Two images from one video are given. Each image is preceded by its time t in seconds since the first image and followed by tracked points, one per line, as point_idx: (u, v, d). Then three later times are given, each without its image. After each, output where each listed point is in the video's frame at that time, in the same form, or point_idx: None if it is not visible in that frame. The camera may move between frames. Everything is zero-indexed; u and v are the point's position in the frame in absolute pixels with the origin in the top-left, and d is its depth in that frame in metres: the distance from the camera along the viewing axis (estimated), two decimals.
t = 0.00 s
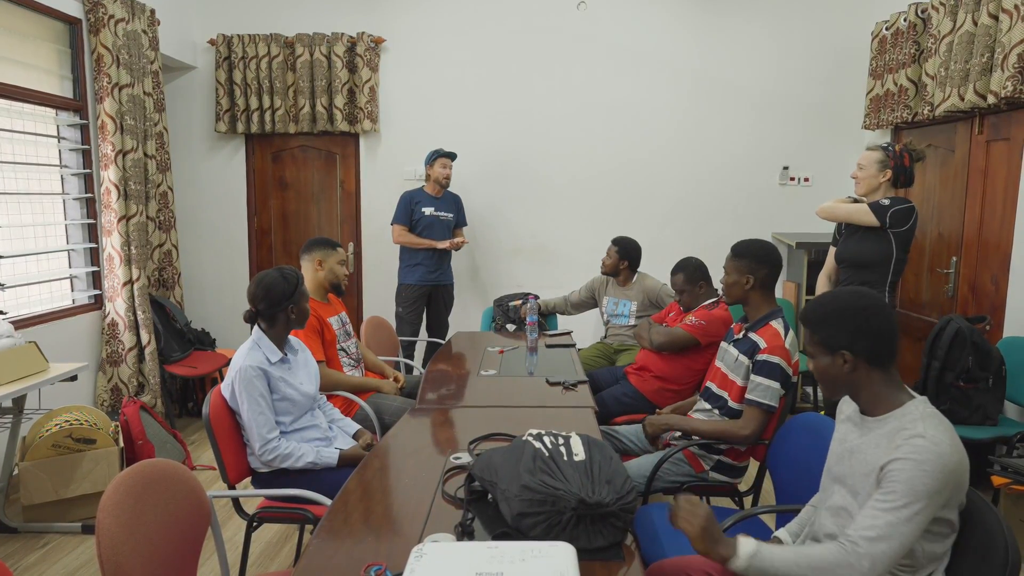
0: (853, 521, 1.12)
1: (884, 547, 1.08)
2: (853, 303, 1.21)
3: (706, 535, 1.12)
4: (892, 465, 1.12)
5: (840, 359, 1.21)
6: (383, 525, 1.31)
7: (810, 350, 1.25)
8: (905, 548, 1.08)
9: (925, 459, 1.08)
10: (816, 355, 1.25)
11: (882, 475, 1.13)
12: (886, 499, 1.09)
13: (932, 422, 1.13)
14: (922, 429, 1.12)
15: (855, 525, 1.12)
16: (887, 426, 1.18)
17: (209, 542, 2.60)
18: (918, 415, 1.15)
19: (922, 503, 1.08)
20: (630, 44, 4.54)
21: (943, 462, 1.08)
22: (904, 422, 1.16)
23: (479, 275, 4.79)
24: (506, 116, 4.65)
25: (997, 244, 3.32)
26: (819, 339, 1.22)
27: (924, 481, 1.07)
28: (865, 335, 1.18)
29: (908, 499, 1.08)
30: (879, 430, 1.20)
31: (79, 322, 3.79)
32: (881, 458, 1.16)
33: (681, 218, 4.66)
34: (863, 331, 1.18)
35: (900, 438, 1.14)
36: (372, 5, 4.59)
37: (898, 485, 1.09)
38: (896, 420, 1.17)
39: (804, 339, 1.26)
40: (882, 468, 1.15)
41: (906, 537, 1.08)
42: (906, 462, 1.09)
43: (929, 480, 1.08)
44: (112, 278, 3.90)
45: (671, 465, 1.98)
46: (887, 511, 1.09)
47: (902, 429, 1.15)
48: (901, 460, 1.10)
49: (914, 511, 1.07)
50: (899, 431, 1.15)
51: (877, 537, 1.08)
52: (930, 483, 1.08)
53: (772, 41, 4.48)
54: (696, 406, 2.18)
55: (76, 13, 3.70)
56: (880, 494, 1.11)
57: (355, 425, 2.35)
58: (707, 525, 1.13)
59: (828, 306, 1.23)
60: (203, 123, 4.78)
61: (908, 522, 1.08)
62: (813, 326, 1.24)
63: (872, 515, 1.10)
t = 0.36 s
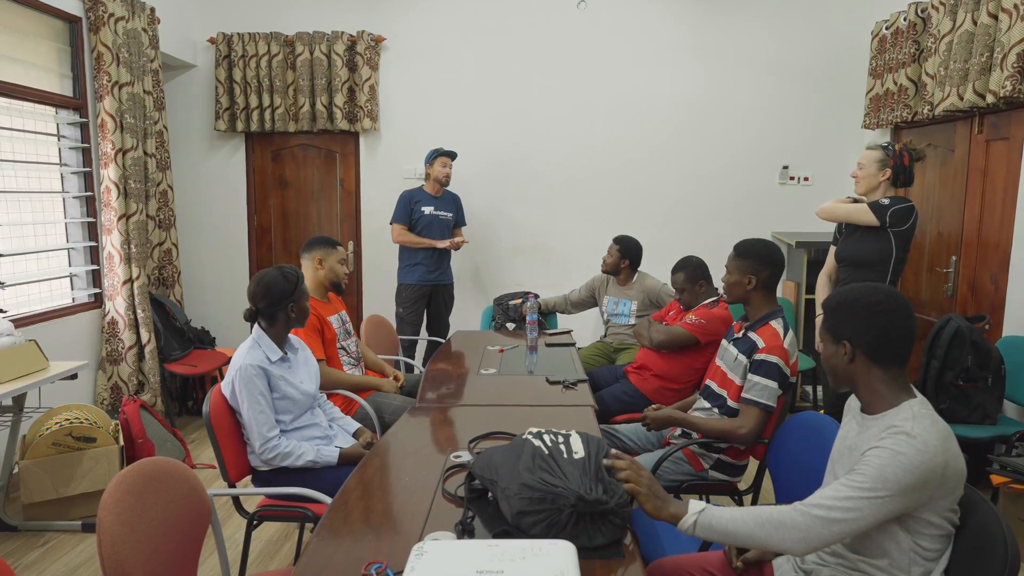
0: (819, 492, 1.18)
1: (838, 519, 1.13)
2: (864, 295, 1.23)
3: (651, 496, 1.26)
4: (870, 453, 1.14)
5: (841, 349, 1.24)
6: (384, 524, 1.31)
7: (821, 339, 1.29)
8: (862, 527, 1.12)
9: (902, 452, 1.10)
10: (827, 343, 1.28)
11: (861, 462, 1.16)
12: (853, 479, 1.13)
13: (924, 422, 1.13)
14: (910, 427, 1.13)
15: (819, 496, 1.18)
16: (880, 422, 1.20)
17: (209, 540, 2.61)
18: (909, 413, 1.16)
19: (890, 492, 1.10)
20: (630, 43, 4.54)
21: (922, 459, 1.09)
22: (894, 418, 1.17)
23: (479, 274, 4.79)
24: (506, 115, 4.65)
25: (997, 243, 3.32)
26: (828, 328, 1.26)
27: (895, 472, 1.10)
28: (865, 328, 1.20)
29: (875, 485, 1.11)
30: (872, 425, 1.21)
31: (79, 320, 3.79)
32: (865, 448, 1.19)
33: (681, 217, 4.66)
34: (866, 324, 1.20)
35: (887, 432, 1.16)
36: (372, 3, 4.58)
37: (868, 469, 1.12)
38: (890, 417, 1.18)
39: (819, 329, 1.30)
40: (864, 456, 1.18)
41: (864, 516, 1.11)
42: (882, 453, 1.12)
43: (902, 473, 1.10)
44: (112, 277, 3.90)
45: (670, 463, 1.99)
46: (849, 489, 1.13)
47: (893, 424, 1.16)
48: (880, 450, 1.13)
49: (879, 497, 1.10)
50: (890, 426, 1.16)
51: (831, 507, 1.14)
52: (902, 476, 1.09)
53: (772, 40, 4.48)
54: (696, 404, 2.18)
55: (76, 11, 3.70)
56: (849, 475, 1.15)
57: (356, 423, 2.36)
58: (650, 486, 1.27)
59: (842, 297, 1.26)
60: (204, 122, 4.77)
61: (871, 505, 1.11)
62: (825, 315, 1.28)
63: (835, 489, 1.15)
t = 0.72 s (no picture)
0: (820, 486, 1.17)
1: (838, 514, 1.12)
2: (877, 291, 1.21)
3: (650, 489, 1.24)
4: (874, 450, 1.14)
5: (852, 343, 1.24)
6: (384, 523, 1.31)
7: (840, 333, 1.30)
8: (862, 523, 1.11)
9: (906, 451, 1.10)
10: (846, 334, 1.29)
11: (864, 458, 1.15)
12: (855, 475, 1.13)
13: (930, 422, 1.13)
14: (915, 426, 1.12)
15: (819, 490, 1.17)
16: (886, 421, 1.19)
17: (209, 539, 2.61)
18: (915, 412, 1.15)
19: (892, 490, 1.09)
20: (630, 42, 4.53)
21: (924, 458, 1.09)
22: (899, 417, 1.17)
23: (479, 272, 4.79)
24: (506, 114, 4.64)
25: (997, 242, 3.32)
26: (844, 320, 1.26)
27: (898, 469, 1.09)
28: (869, 322, 1.20)
29: (877, 482, 1.10)
30: (878, 424, 1.21)
31: (79, 319, 3.79)
32: (869, 446, 1.19)
33: (681, 215, 4.66)
34: (871, 317, 1.20)
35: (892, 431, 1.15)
36: (371, 2, 4.58)
37: (871, 466, 1.12)
38: (896, 416, 1.18)
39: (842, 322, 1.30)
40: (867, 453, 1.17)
41: (864, 513, 1.11)
42: (886, 450, 1.12)
43: (904, 471, 1.09)
44: (112, 275, 3.90)
45: (670, 462, 1.99)
46: (851, 485, 1.12)
47: (898, 422, 1.16)
48: (883, 448, 1.12)
49: (881, 493, 1.10)
50: (895, 424, 1.16)
51: (832, 502, 1.13)
52: (904, 475, 1.09)
53: (772, 39, 4.48)
54: (695, 403, 2.18)
55: (75, 10, 3.70)
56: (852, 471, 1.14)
57: (356, 422, 2.36)
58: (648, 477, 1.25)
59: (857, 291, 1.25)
60: (204, 121, 4.77)
61: (872, 501, 1.10)
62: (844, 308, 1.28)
63: (837, 483, 1.14)
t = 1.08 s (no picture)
0: (832, 489, 1.17)
1: (851, 517, 1.12)
2: (904, 289, 1.21)
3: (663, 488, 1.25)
4: (888, 453, 1.14)
5: (881, 343, 1.22)
6: (383, 522, 1.31)
7: (855, 333, 1.27)
8: (875, 527, 1.11)
9: (920, 454, 1.10)
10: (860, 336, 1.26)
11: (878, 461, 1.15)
12: (869, 478, 1.13)
13: (946, 426, 1.13)
14: (932, 429, 1.12)
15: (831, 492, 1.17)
16: (900, 423, 1.19)
17: (209, 538, 2.61)
18: (930, 414, 1.15)
19: (905, 494, 1.09)
20: (630, 41, 4.53)
21: (939, 461, 1.09)
22: (914, 419, 1.17)
23: (478, 272, 4.79)
24: (506, 113, 4.64)
25: (996, 241, 3.33)
26: (865, 320, 1.24)
27: (913, 473, 1.09)
28: (901, 319, 1.19)
29: (891, 485, 1.10)
30: (891, 426, 1.21)
31: (78, 318, 3.79)
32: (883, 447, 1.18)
33: (680, 215, 4.66)
34: (905, 316, 1.19)
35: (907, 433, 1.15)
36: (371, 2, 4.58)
37: (884, 470, 1.12)
38: (912, 417, 1.17)
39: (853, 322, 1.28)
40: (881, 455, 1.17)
41: (878, 516, 1.11)
42: (900, 453, 1.12)
43: (918, 474, 1.09)
44: (112, 275, 3.90)
45: (670, 462, 1.98)
46: (864, 488, 1.12)
47: (913, 425, 1.16)
48: (898, 451, 1.12)
49: (895, 497, 1.10)
50: (910, 427, 1.16)
51: (846, 506, 1.13)
52: (919, 478, 1.09)
53: (772, 38, 4.48)
54: (695, 402, 2.18)
55: (75, 9, 3.70)
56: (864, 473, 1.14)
57: (356, 421, 2.36)
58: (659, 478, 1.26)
59: (878, 289, 1.24)
60: (203, 120, 4.77)
61: (884, 505, 1.10)
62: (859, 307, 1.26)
63: (850, 487, 1.14)
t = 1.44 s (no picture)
0: (848, 505, 1.15)
1: (873, 537, 1.10)
2: (923, 292, 1.18)
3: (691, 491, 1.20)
4: (900, 464, 1.12)
5: (904, 348, 1.18)
6: (383, 521, 1.31)
7: (867, 337, 1.20)
8: (895, 542, 1.10)
9: (935, 464, 1.09)
10: (871, 347, 1.20)
11: (891, 472, 1.13)
12: (886, 494, 1.11)
13: (952, 429, 1.12)
14: (941, 435, 1.12)
15: (848, 509, 1.15)
16: (904, 427, 1.18)
17: (209, 538, 2.61)
18: (938, 419, 1.15)
19: (923, 506, 1.08)
20: (630, 40, 4.53)
21: (953, 470, 1.08)
22: (920, 425, 1.16)
23: (477, 271, 4.79)
24: (506, 112, 4.64)
25: (995, 240, 3.33)
26: (882, 328, 1.18)
27: (929, 485, 1.08)
28: (921, 317, 1.16)
29: (909, 500, 1.08)
30: (894, 430, 1.20)
31: (78, 318, 3.79)
32: (892, 454, 1.17)
33: (680, 214, 4.66)
34: (923, 314, 1.16)
35: (916, 441, 1.14)
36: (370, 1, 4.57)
37: (901, 483, 1.10)
38: (917, 420, 1.17)
39: (861, 326, 1.21)
40: (892, 464, 1.15)
41: (898, 533, 1.09)
42: (914, 464, 1.10)
43: (934, 485, 1.08)
44: (111, 274, 3.89)
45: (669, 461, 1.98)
46: (883, 504, 1.10)
47: (921, 430, 1.15)
48: (912, 462, 1.11)
49: (914, 512, 1.08)
50: (918, 432, 1.15)
51: (866, 525, 1.10)
52: (935, 489, 1.08)
53: (771, 38, 4.48)
54: (694, 402, 2.19)
55: (74, 9, 3.70)
56: (880, 487, 1.12)
57: (355, 421, 2.36)
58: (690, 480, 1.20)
59: (898, 292, 1.18)
60: (202, 119, 4.77)
61: (905, 520, 1.09)
62: (874, 310, 1.19)
63: (867, 505, 1.12)
